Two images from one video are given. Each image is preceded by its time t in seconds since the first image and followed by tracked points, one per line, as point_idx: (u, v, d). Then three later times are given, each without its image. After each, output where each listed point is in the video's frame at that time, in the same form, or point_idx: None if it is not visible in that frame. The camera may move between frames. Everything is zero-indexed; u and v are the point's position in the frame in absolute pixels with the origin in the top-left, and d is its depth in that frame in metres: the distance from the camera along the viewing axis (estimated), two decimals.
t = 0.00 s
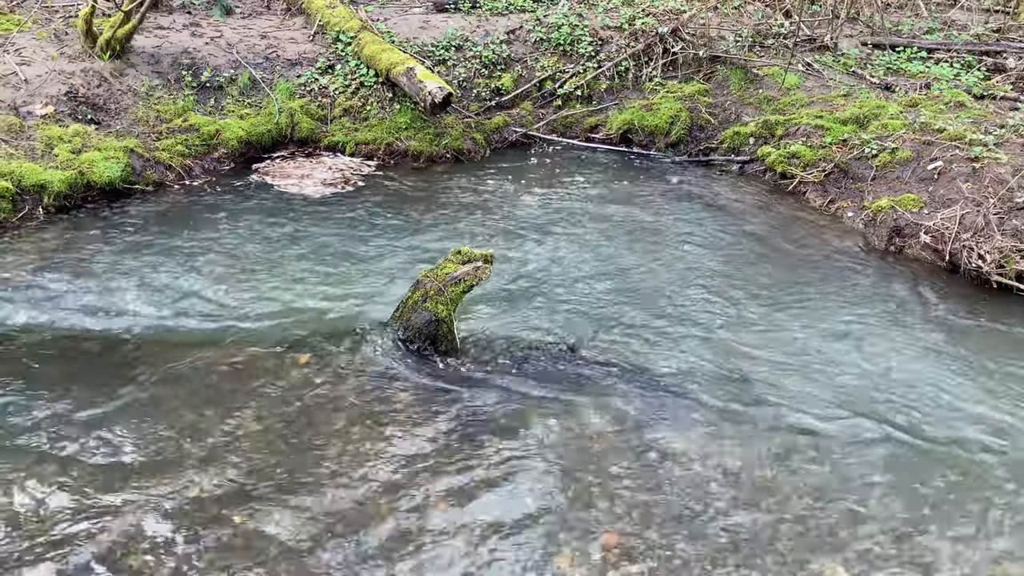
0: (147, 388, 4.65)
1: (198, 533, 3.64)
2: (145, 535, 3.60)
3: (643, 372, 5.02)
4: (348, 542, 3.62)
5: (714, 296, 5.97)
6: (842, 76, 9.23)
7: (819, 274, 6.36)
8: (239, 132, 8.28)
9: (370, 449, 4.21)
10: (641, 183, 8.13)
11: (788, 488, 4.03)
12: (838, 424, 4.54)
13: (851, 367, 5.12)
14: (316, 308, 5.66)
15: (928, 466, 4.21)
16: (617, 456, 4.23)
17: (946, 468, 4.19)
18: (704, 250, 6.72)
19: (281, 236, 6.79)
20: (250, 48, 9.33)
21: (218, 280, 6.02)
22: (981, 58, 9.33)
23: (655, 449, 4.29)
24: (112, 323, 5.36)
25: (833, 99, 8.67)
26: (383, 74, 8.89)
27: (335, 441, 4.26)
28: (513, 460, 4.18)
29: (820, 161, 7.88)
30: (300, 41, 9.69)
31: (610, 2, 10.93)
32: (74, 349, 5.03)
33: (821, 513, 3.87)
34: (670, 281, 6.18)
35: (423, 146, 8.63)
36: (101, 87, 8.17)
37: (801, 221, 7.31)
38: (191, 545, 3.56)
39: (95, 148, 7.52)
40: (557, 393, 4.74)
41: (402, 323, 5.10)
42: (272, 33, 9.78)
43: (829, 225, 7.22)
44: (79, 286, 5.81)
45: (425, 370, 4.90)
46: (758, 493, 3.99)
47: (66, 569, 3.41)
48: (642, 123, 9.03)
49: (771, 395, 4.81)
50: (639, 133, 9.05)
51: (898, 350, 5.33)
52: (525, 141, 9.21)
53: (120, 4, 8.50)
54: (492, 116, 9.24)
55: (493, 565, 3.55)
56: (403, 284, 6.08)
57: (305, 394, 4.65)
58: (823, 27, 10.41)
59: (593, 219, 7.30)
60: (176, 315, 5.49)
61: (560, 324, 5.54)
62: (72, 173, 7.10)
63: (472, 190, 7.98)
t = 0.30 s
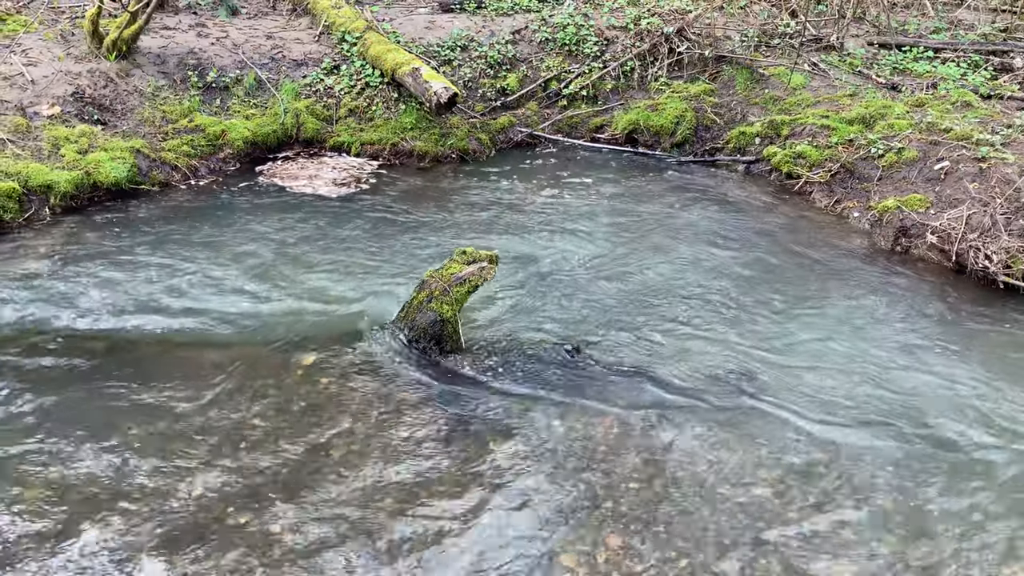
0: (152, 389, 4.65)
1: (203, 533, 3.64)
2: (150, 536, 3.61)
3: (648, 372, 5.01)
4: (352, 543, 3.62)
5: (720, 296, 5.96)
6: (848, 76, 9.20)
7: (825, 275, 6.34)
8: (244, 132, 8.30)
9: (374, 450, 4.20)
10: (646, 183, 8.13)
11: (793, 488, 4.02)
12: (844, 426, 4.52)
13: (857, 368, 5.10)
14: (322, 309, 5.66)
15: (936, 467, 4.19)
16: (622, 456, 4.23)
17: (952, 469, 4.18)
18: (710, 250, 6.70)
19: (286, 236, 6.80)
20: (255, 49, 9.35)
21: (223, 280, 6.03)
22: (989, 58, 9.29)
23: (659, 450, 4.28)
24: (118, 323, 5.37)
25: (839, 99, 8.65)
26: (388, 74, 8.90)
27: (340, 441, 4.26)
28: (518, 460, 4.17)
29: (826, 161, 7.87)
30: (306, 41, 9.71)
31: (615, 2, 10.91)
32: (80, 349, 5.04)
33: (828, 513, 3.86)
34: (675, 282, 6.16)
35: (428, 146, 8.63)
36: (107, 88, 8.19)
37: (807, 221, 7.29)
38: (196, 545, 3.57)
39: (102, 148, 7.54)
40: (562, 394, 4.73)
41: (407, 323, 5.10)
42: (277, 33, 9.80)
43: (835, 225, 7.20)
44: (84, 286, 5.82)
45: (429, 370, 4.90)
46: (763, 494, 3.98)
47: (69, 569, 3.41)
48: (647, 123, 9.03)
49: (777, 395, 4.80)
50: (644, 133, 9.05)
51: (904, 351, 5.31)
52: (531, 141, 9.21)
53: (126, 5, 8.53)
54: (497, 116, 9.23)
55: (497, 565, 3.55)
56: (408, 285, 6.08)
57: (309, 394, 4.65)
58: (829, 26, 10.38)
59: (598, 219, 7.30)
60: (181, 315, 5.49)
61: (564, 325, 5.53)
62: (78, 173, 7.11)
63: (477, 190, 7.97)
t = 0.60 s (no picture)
0: (154, 391, 4.66)
1: (206, 535, 3.64)
2: (153, 537, 3.61)
3: (650, 374, 5.00)
4: (355, 545, 3.62)
5: (723, 298, 5.96)
6: (850, 77, 9.20)
7: (828, 276, 6.33)
8: (248, 135, 8.31)
9: (377, 452, 4.20)
10: (648, 185, 8.13)
11: (796, 490, 4.01)
12: (846, 427, 4.52)
13: (860, 369, 5.09)
14: (324, 311, 5.67)
15: (938, 468, 4.19)
16: (625, 458, 4.23)
17: (955, 470, 4.17)
18: (713, 252, 6.70)
19: (290, 238, 6.81)
20: (258, 51, 9.37)
21: (226, 282, 6.04)
22: (992, 59, 9.27)
23: (662, 451, 4.28)
24: (120, 326, 5.37)
25: (841, 100, 8.64)
26: (391, 76, 8.91)
27: (343, 443, 4.27)
28: (520, 462, 4.17)
29: (829, 163, 7.87)
30: (309, 44, 9.73)
31: (618, 4, 10.91)
32: (83, 351, 5.04)
33: (830, 515, 3.85)
34: (678, 283, 6.16)
35: (431, 148, 8.63)
36: (110, 90, 8.21)
37: (811, 222, 7.28)
38: (199, 546, 3.57)
39: (105, 151, 7.55)
40: (564, 395, 4.73)
41: (409, 325, 5.11)
42: (280, 36, 9.82)
43: (838, 227, 7.20)
44: (88, 288, 5.83)
45: (431, 372, 4.90)
46: (766, 495, 3.97)
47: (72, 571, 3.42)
48: (649, 125, 9.03)
49: (779, 397, 4.80)
50: (647, 135, 9.05)
51: (907, 352, 5.30)
52: (533, 143, 9.21)
53: (130, 8, 8.58)
54: (499, 118, 9.24)
55: (500, 567, 3.55)
56: (411, 286, 6.08)
57: (311, 396, 4.65)
58: (832, 28, 10.37)
59: (601, 220, 7.30)
60: (184, 318, 5.50)
61: (566, 327, 5.53)
62: (81, 176, 7.12)
63: (480, 192, 7.98)
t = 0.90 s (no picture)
0: (154, 394, 4.66)
1: (205, 537, 3.64)
2: (152, 540, 3.61)
3: (650, 376, 5.00)
4: (354, 547, 3.62)
5: (723, 300, 5.96)
6: (850, 79, 9.20)
7: (828, 278, 6.33)
8: (248, 138, 8.33)
9: (377, 455, 4.21)
10: (649, 187, 8.14)
11: (795, 492, 4.01)
12: (846, 429, 4.51)
13: (860, 371, 5.09)
14: (325, 314, 5.67)
15: (938, 470, 4.18)
16: (624, 460, 4.22)
17: (954, 472, 4.17)
18: (713, 254, 6.70)
19: (290, 241, 6.82)
20: (258, 54, 9.39)
21: (226, 285, 6.04)
22: (992, 61, 9.27)
23: (661, 454, 4.27)
24: (120, 329, 5.37)
25: (841, 102, 8.64)
26: (390, 79, 8.92)
27: (342, 445, 4.27)
28: (519, 464, 4.17)
29: (829, 165, 7.87)
30: (310, 47, 9.75)
31: (618, 6, 10.92)
32: (83, 354, 5.05)
33: (830, 517, 3.85)
34: (678, 286, 6.16)
35: (432, 151, 8.64)
36: (111, 94, 8.22)
37: (811, 225, 7.29)
38: (197, 549, 3.58)
39: (106, 154, 7.56)
40: (563, 398, 4.73)
41: (409, 328, 5.12)
42: (281, 39, 9.84)
43: (838, 229, 7.20)
44: (88, 292, 5.84)
45: (431, 375, 4.90)
46: (765, 497, 3.97)
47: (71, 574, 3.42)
48: (649, 127, 9.04)
49: (779, 399, 4.80)
50: (647, 138, 9.07)
51: (907, 354, 5.30)
52: (534, 145, 9.23)
53: (131, 12, 8.61)
54: (500, 121, 9.25)
55: (499, 569, 3.54)
56: (411, 289, 6.08)
57: (311, 399, 4.65)
58: (832, 30, 10.38)
59: (601, 223, 7.30)
60: (184, 320, 5.50)
61: (566, 329, 5.53)
62: (82, 179, 7.13)
63: (480, 194, 7.99)
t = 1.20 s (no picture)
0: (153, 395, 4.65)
1: (204, 538, 3.64)
2: (150, 540, 3.61)
3: (647, 377, 5.00)
4: (353, 547, 3.62)
5: (722, 301, 5.95)
6: (850, 80, 9.20)
7: (827, 279, 6.33)
8: (248, 139, 8.33)
9: (376, 455, 4.20)
10: (648, 188, 8.13)
11: (794, 493, 4.00)
12: (845, 429, 4.51)
13: (859, 373, 5.07)
14: (324, 314, 5.67)
15: (938, 470, 4.17)
16: (623, 461, 4.22)
17: (954, 471, 4.16)
18: (712, 255, 6.69)
19: (289, 241, 6.82)
20: (258, 55, 9.40)
21: (226, 285, 6.04)
22: (992, 61, 9.26)
23: (660, 454, 4.26)
24: (120, 329, 5.37)
25: (840, 102, 8.64)
26: (390, 80, 8.92)
27: (340, 446, 4.26)
28: (518, 465, 4.17)
29: (828, 165, 7.87)
30: (309, 48, 9.75)
31: (618, 7, 10.91)
32: (81, 356, 5.04)
33: (830, 518, 3.84)
34: (677, 286, 6.15)
35: (431, 152, 8.64)
36: (110, 95, 8.22)
37: (810, 225, 7.28)
38: (196, 548, 3.57)
39: (105, 155, 7.56)
40: (562, 398, 4.72)
41: (408, 328, 5.12)
42: (280, 40, 9.84)
43: (838, 229, 7.20)
44: (87, 292, 5.83)
45: (429, 375, 4.90)
46: (764, 498, 3.96)
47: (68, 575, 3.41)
48: (649, 128, 9.05)
49: (777, 399, 4.79)
50: (646, 138, 9.07)
51: (907, 354, 5.29)
52: (533, 146, 9.23)
53: (130, 13, 8.61)
54: (499, 121, 9.25)
55: (498, 569, 3.53)
56: (410, 290, 6.08)
57: (309, 400, 4.64)
58: (831, 31, 10.38)
59: (601, 223, 7.30)
60: (183, 321, 5.50)
61: (565, 330, 5.52)
62: (81, 181, 7.13)
63: (480, 195, 7.98)
